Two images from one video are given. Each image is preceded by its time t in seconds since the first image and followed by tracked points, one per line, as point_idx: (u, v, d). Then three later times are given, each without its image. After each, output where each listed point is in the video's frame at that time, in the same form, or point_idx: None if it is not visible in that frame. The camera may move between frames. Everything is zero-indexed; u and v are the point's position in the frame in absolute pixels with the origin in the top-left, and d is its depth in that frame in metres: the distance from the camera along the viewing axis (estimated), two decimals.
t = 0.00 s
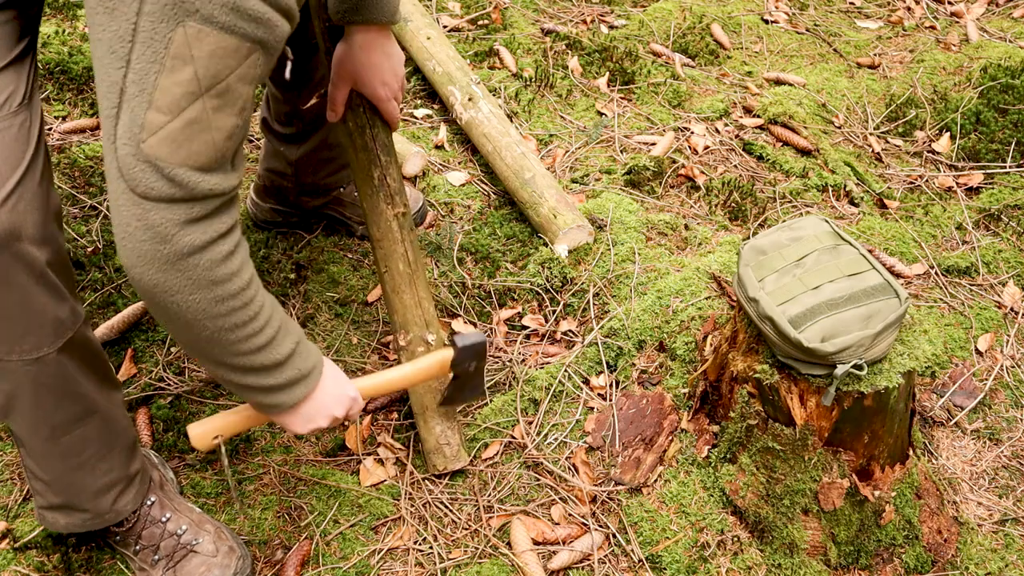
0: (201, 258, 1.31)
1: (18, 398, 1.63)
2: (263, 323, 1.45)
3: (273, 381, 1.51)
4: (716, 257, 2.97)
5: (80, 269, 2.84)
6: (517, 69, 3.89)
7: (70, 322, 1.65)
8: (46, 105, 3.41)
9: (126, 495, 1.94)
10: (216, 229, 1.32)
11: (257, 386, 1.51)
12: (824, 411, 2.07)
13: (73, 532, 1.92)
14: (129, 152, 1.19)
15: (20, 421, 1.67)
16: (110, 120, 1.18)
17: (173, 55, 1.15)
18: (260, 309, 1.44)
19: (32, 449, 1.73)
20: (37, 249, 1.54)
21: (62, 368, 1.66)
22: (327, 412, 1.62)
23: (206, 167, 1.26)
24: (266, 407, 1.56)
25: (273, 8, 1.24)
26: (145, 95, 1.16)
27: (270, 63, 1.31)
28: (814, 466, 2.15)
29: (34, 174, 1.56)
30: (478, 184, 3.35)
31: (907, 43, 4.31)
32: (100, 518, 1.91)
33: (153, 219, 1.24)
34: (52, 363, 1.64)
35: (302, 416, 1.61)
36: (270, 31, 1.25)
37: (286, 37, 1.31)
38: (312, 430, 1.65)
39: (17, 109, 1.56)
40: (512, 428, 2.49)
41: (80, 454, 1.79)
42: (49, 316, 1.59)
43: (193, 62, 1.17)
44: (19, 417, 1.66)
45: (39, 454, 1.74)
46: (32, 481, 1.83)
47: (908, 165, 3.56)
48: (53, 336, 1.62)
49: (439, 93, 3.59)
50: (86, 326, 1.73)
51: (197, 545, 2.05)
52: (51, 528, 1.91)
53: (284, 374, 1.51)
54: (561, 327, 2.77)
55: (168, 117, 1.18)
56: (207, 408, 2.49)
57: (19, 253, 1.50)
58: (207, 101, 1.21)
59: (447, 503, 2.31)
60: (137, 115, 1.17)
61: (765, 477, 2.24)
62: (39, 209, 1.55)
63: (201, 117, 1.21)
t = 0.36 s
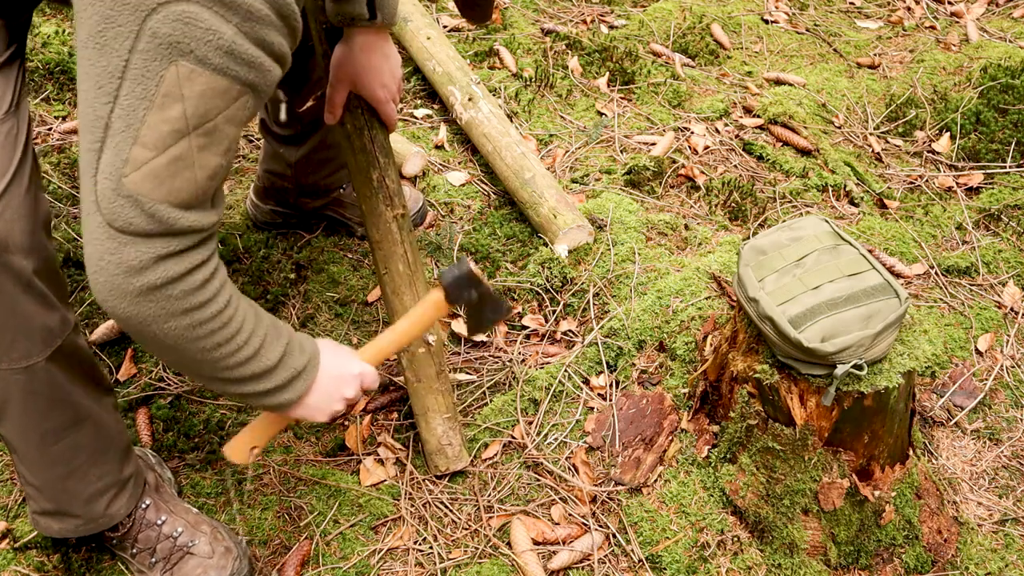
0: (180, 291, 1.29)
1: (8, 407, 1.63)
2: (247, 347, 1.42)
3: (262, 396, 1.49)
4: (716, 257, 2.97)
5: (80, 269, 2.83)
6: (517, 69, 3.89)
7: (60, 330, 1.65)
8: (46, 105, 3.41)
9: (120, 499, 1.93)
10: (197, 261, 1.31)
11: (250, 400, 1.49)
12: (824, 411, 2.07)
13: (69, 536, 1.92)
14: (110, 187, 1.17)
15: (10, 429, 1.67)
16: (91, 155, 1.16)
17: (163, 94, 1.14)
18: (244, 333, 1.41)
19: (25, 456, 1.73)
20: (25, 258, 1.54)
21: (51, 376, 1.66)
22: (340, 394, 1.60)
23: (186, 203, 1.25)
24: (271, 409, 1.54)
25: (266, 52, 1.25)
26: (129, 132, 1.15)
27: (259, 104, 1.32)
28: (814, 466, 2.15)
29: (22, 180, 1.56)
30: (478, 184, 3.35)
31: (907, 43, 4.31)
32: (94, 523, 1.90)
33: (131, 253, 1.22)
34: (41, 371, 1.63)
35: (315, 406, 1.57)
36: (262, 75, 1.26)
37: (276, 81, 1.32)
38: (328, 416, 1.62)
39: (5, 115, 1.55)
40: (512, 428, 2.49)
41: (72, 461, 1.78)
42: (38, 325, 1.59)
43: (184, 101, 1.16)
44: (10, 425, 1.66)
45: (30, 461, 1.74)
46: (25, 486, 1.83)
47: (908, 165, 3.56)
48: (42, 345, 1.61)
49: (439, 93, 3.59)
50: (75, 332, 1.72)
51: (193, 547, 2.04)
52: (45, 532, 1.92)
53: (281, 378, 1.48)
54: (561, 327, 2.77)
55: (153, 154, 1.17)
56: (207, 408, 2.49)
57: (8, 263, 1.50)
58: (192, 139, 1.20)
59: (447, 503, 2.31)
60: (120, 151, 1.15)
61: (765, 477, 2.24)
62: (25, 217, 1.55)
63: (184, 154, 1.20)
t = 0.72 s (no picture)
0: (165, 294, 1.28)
1: (15, 405, 1.63)
2: (235, 350, 1.42)
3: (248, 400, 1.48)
4: (716, 257, 2.97)
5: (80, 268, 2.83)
6: (517, 69, 3.89)
7: (65, 328, 1.65)
8: (46, 105, 3.41)
9: (123, 498, 1.93)
10: (184, 266, 1.30)
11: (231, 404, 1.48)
12: (824, 411, 2.07)
13: (71, 534, 1.92)
14: (97, 188, 1.17)
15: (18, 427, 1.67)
16: (81, 155, 1.16)
17: (152, 95, 1.14)
18: (232, 336, 1.41)
19: (31, 454, 1.73)
20: (31, 257, 1.54)
21: (57, 374, 1.66)
22: (335, 396, 1.61)
23: (174, 206, 1.24)
24: (259, 413, 1.54)
25: (256, 56, 1.25)
26: (119, 132, 1.15)
27: (250, 106, 1.32)
28: (814, 466, 2.15)
29: (27, 179, 1.56)
30: (478, 184, 3.35)
31: (907, 43, 4.31)
32: (98, 521, 1.90)
33: (118, 256, 1.21)
34: (48, 369, 1.64)
35: (307, 407, 1.58)
36: (253, 78, 1.26)
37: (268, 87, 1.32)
38: (323, 419, 1.63)
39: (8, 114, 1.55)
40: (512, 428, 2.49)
41: (79, 458, 1.79)
42: (43, 323, 1.59)
43: (173, 102, 1.16)
44: (17, 423, 1.67)
45: (36, 460, 1.74)
46: (30, 484, 1.83)
47: (908, 165, 3.56)
48: (48, 344, 1.61)
49: (439, 93, 3.59)
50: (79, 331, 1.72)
51: (194, 546, 2.04)
52: (48, 529, 1.92)
53: (274, 378, 1.48)
54: (561, 327, 2.77)
55: (141, 155, 1.16)
56: (207, 408, 2.49)
57: (14, 263, 1.50)
58: (182, 142, 1.20)
59: (447, 503, 2.31)
60: (110, 150, 1.15)
61: (765, 477, 2.24)
62: (31, 216, 1.55)
63: (173, 156, 1.20)
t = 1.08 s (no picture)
0: (161, 299, 1.31)
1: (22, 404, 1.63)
2: (230, 350, 1.44)
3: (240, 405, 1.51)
4: (716, 257, 2.97)
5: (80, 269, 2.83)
6: (517, 69, 3.89)
7: (75, 327, 1.65)
8: (46, 106, 3.41)
9: (126, 497, 1.93)
10: (179, 269, 1.32)
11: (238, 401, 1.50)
12: (824, 411, 2.07)
13: (73, 534, 1.92)
14: (97, 194, 1.19)
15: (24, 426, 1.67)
16: (82, 160, 1.19)
17: (154, 107, 1.16)
18: (226, 336, 1.43)
19: (37, 454, 1.73)
20: (44, 256, 1.55)
21: (65, 373, 1.66)
22: (321, 400, 1.61)
23: (172, 215, 1.27)
24: (249, 415, 1.55)
25: (260, 71, 1.26)
26: (121, 141, 1.17)
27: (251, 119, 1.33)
28: (814, 466, 2.15)
29: (38, 177, 1.56)
30: (478, 184, 3.35)
31: (907, 43, 4.31)
32: (100, 521, 1.90)
33: (115, 259, 1.24)
34: (56, 369, 1.64)
35: (293, 415, 1.59)
36: (254, 93, 1.27)
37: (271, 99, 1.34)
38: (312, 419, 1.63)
39: (18, 114, 1.56)
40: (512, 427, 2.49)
41: (85, 457, 1.79)
42: (53, 322, 1.59)
43: (174, 115, 1.18)
44: (24, 422, 1.67)
45: (41, 459, 1.74)
46: (32, 484, 1.83)
47: (908, 165, 3.56)
48: (57, 343, 1.62)
49: (439, 93, 3.59)
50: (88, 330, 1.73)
51: (196, 545, 2.04)
52: (51, 529, 1.92)
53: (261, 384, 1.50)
54: (561, 327, 2.77)
55: (141, 165, 1.19)
56: (207, 408, 2.49)
57: (24, 263, 1.50)
58: (182, 153, 1.22)
59: (447, 503, 2.31)
60: (110, 157, 1.18)
61: (765, 477, 2.24)
62: (44, 216, 1.55)
63: (173, 167, 1.22)
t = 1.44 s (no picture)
0: (147, 303, 1.31)
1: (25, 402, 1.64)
2: (218, 351, 1.44)
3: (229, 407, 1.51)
4: (716, 257, 2.97)
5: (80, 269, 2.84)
6: (517, 68, 3.89)
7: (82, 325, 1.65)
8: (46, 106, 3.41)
9: (127, 497, 1.93)
10: (166, 276, 1.32)
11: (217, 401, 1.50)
12: (824, 411, 2.07)
13: (74, 534, 1.92)
14: (86, 201, 1.20)
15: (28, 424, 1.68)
16: (72, 167, 1.19)
17: (144, 117, 1.17)
18: (215, 337, 1.43)
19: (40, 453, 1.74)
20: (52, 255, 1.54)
21: (70, 372, 1.66)
22: (308, 400, 1.61)
23: (161, 223, 1.27)
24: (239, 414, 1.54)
25: (250, 82, 1.26)
26: (109, 150, 1.18)
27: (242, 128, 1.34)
28: (814, 466, 2.15)
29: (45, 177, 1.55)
30: (478, 184, 3.35)
31: (907, 43, 4.31)
32: (100, 521, 1.90)
33: (103, 265, 1.24)
34: (61, 368, 1.63)
35: (281, 414, 1.59)
36: (244, 105, 1.27)
37: (260, 109, 1.33)
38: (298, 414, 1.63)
39: (22, 113, 1.56)
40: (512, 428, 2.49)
41: (87, 456, 1.78)
42: (59, 321, 1.59)
43: (163, 125, 1.19)
44: (27, 421, 1.67)
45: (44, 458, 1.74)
46: (34, 483, 1.82)
47: (908, 165, 3.56)
48: (65, 341, 1.61)
49: (439, 93, 3.59)
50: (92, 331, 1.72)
51: (197, 546, 2.04)
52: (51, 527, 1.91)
53: (248, 384, 1.50)
54: (561, 327, 2.77)
55: (129, 173, 1.19)
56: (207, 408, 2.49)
57: (30, 262, 1.50)
58: (171, 163, 1.23)
59: (447, 503, 2.31)
60: (99, 166, 1.18)
61: (765, 477, 2.24)
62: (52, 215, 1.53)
63: (161, 176, 1.22)
